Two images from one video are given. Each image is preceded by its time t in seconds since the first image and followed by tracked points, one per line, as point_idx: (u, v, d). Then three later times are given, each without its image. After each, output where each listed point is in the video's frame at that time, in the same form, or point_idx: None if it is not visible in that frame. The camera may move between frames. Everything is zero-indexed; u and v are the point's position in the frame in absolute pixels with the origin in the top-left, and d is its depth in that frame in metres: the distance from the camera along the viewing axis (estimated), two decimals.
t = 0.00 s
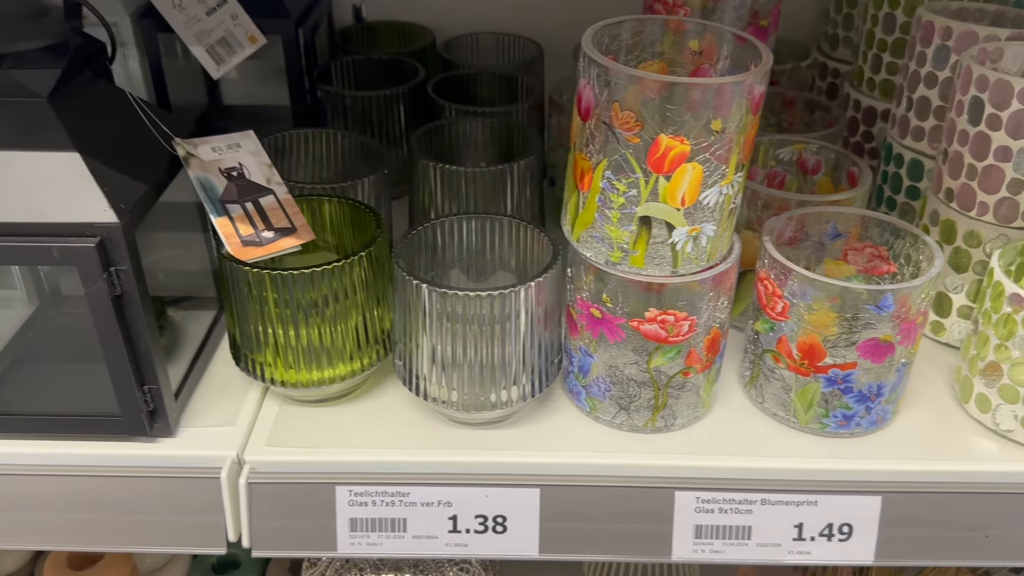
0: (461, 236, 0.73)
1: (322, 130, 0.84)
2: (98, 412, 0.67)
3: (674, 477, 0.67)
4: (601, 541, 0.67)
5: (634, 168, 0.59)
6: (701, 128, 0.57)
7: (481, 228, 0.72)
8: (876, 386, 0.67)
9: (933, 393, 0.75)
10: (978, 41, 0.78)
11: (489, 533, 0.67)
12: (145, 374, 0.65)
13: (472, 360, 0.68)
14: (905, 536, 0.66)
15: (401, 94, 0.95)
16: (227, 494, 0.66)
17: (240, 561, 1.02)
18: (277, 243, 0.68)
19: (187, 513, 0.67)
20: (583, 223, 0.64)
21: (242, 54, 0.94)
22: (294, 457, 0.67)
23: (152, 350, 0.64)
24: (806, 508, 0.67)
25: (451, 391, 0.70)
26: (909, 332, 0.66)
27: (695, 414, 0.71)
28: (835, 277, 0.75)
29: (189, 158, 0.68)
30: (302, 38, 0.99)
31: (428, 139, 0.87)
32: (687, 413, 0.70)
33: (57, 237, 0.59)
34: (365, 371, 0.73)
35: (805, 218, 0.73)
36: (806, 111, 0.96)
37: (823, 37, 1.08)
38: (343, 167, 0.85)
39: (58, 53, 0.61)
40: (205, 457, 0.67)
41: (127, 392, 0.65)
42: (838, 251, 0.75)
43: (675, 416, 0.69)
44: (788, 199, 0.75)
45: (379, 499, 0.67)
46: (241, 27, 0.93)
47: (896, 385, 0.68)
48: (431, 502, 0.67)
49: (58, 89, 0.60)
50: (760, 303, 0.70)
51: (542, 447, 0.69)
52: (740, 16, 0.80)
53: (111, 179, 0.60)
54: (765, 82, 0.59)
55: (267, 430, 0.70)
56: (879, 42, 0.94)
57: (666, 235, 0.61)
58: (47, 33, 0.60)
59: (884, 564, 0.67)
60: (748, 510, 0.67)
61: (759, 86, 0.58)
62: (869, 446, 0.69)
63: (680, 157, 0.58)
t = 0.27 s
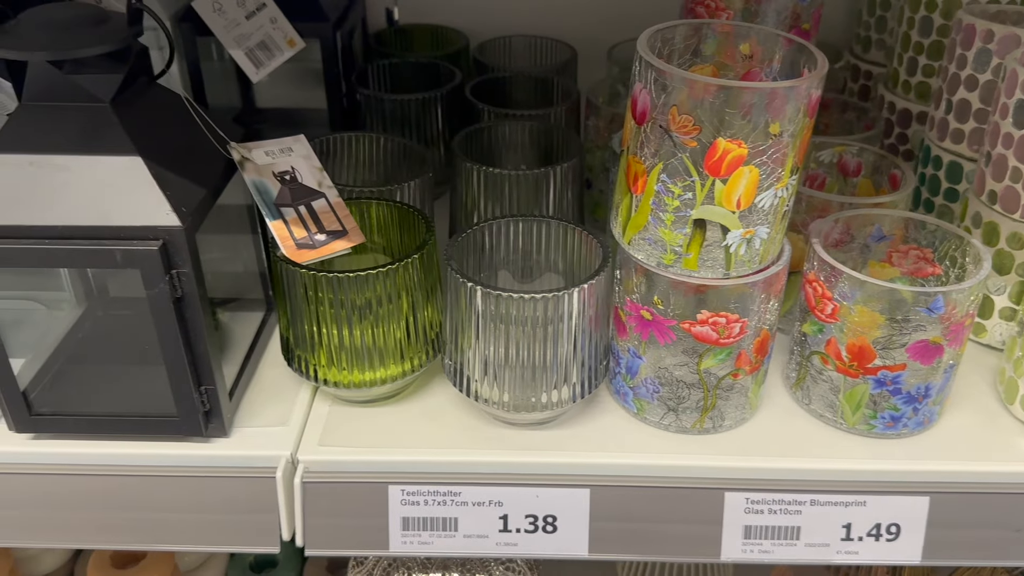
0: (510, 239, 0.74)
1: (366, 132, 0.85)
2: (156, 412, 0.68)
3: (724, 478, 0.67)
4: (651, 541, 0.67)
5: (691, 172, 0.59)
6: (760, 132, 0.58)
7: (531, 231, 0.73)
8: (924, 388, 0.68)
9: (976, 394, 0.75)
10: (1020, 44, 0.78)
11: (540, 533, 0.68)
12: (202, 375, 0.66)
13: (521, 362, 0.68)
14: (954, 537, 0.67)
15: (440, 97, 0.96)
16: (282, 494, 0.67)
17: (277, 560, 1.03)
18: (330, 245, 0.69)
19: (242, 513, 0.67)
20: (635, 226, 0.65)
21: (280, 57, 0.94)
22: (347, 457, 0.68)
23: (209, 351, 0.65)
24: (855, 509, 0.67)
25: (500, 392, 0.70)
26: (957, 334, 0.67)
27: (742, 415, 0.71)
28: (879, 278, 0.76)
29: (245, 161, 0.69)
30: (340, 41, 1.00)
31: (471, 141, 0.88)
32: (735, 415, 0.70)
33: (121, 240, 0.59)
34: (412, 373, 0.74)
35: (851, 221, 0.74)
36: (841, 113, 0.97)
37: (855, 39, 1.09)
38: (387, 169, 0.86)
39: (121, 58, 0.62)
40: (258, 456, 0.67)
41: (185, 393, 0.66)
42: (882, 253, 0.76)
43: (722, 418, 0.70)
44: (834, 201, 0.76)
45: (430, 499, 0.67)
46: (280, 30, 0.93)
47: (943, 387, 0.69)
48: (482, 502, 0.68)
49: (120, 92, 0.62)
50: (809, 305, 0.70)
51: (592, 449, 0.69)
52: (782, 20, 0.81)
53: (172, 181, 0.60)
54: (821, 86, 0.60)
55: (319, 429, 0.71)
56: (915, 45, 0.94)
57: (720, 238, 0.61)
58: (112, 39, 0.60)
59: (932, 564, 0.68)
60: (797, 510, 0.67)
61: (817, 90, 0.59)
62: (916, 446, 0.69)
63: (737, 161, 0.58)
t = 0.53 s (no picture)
0: (538, 245, 0.73)
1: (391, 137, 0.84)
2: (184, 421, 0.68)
3: (754, 488, 0.67)
4: (681, 551, 0.67)
5: (724, 179, 0.59)
6: (796, 139, 0.57)
7: (559, 238, 0.73)
8: (957, 397, 0.67)
9: (1009, 402, 0.75)
10: None
11: (569, 542, 0.67)
12: (231, 383, 0.66)
13: (548, 370, 0.68)
14: (988, 548, 0.66)
15: (463, 100, 0.95)
16: (309, 502, 0.67)
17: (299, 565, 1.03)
18: (357, 252, 0.68)
19: (270, 522, 0.67)
20: (665, 233, 0.64)
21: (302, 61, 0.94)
22: (374, 465, 0.67)
23: (239, 359, 0.65)
24: (886, 519, 0.67)
25: (528, 400, 0.70)
26: (991, 342, 0.66)
27: (772, 424, 0.70)
28: (909, 284, 0.75)
29: (273, 169, 0.68)
30: (362, 45, 1.00)
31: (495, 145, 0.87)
32: (765, 424, 0.70)
33: (151, 249, 0.59)
34: (438, 381, 0.73)
35: (882, 228, 0.74)
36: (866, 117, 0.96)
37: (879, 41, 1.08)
38: (411, 174, 0.86)
39: (149, 65, 0.61)
40: (286, 464, 0.67)
41: (213, 402, 0.66)
42: (912, 260, 0.75)
43: (752, 427, 0.69)
44: (864, 207, 0.75)
45: (458, 508, 0.67)
46: (301, 34, 0.93)
47: (975, 396, 0.68)
48: (510, 511, 0.67)
49: (149, 100, 0.62)
50: (840, 313, 0.70)
51: (621, 458, 0.68)
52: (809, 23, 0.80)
53: (202, 192, 0.61)
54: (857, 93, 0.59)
55: (346, 437, 0.71)
56: (942, 47, 0.93)
57: (753, 246, 0.61)
58: (141, 47, 0.60)
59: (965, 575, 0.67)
60: (828, 521, 0.67)
61: (853, 97, 0.58)
62: (948, 455, 0.68)
63: (772, 168, 0.58)
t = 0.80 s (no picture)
0: (548, 257, 0.72)
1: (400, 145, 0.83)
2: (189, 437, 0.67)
3: (770, 507, 0.66)
4: (695, 571, 0.66)
5: (742, 194, 0.58)
6: (815, 153, 0.56)
7: (571, 251, 0.71)
8: (978, 414, 0.66)
9: None
10: None
11: (580, 562, 0.66)
12: (238, 400, 0.65)
13: (559, 386, 0.66)
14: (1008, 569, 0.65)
15: (473, 106, 0.94)
16: (319, 521, 0.66)
17: None
18: (365, 265, 0.67)
19: (279, 538, 0.67)
20: (680, 247, 0.63)
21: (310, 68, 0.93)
22: (381, 482, 0.66)
23: (246, 376, 0.64)
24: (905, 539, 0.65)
25: (539, 416, 0.68)
26: (1013, 359, 0.64)
27: (787, 441, 0.69)
28: (928, 298, 0.73)
29: (281, 181, 0.67)
30: (370, 51, 0.99)
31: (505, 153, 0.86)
32: (781, 441, 0.68)
33: (156, 265, 0.58)
34: (448, 396, 0.72)
35: (900, 240, 0.72)
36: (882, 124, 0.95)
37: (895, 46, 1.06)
38: (421, 183, 0.85)
39: (155, 77, 0.60)
40: (292, 480, 0.66)
41: (220, 419, 0.65)
42: (931, 272, 0.74)
43: (768, 444, 0.68)
44: (882, 218, 0.73)
45: (468, 526, 0.66)
46: (309, 40, 0.92)
47: (997, 413, 0.67)
48: (521, 530, 0.66)
49: (154, 113, 0.61)
50: (858, 328, 0.68)
51: (633, 475, 0.67)
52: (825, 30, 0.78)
53: (208, 206, 0.60)
54: (878, 105, 0.58)
55: (354, 453, 0.69)
56: (960, 53, 0.91)
57: (770, 262, 0.59)
58: (146, 59, 0.58)
59: None
60: (845, 540, 0.65)
61: (874, 110, 0.57)
62: (969, 473, 0.67)
63: (791, 182, 0.56)
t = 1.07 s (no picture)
0: (558, 259, 0.71)
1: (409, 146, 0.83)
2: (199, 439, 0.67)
3: (782, 511, 0.65)
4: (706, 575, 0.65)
5: (755, 196, 0.57)
6: (830, 156, 0.56)
7: (582, 253, 0.71)
8: (992, 418, 0.65)
9: None
10: None
11: (590, 566, 0.66)
12: (247, 403, 0.64)
13: (570, 389, 0.66)
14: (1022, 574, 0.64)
15: (482, 106, 0.94)
16: (327, 524, 0.66)
17: None
18: (375, 267, 0.67)
19: (287, 542, 0.66)
20: (692, 250, 0.62)
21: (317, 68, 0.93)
22: (391, 485, 0.66)
23: (255, 379, 0.64)
24: (918, 543, 0.65)
25: (550, 419, 0.68)
26: None
27: (800, 444, 0.68)
28: (940, 300, 0.73)
29: (289, 183, 0.67)
30: (377, 51, 0.98)
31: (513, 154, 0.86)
32: (793, 444, 0.68)
33: (165, 266, 0.58)
34: (457, 399, 0.72)
35: (912, 242, 0.72)
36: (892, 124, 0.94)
37: (905, 46, 1.05)
38: (429, 184, 0.84)
39: (164, 78, 0.60)
40: (300, 484, 0.66)
41: (229, 422, 0.65)
42: (944, 274, 0.73)
43: (781, 448, 0.67)
44: (894, 220, 0.73)
45: (477, 530, 0.66)
46: (317, 39, 0.91)
47: (1011, 416, 0.66)
48: (531, 534, 0.66)
49: (163, 115, 0.61)
50: (871, 330, 0.68)
51: (644, 480, 0.67)
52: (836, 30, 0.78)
53: (218, 208, 0.59)
54: (892, 107, 0.57)
55: (363, 456, 0.69)
56: (972, 53, 0.90)
57: (784, 264, 0.59)
58: (154, 60, 0.58)
59: None
60: (858, 545, 0.65)
61: (889, 112, 0.56)
62: (982, 477, 0.66)
63: (806, 185, 0.56)
